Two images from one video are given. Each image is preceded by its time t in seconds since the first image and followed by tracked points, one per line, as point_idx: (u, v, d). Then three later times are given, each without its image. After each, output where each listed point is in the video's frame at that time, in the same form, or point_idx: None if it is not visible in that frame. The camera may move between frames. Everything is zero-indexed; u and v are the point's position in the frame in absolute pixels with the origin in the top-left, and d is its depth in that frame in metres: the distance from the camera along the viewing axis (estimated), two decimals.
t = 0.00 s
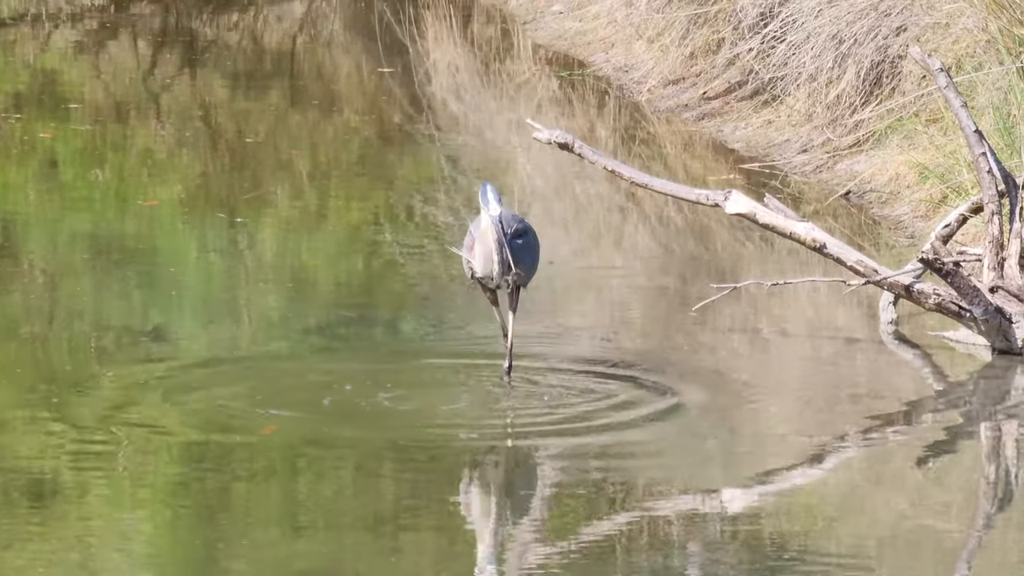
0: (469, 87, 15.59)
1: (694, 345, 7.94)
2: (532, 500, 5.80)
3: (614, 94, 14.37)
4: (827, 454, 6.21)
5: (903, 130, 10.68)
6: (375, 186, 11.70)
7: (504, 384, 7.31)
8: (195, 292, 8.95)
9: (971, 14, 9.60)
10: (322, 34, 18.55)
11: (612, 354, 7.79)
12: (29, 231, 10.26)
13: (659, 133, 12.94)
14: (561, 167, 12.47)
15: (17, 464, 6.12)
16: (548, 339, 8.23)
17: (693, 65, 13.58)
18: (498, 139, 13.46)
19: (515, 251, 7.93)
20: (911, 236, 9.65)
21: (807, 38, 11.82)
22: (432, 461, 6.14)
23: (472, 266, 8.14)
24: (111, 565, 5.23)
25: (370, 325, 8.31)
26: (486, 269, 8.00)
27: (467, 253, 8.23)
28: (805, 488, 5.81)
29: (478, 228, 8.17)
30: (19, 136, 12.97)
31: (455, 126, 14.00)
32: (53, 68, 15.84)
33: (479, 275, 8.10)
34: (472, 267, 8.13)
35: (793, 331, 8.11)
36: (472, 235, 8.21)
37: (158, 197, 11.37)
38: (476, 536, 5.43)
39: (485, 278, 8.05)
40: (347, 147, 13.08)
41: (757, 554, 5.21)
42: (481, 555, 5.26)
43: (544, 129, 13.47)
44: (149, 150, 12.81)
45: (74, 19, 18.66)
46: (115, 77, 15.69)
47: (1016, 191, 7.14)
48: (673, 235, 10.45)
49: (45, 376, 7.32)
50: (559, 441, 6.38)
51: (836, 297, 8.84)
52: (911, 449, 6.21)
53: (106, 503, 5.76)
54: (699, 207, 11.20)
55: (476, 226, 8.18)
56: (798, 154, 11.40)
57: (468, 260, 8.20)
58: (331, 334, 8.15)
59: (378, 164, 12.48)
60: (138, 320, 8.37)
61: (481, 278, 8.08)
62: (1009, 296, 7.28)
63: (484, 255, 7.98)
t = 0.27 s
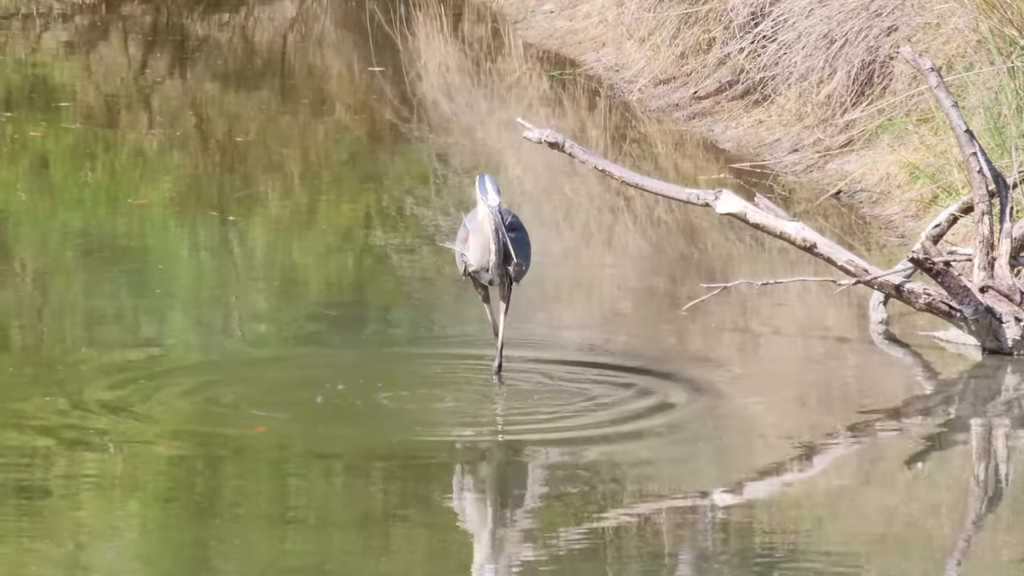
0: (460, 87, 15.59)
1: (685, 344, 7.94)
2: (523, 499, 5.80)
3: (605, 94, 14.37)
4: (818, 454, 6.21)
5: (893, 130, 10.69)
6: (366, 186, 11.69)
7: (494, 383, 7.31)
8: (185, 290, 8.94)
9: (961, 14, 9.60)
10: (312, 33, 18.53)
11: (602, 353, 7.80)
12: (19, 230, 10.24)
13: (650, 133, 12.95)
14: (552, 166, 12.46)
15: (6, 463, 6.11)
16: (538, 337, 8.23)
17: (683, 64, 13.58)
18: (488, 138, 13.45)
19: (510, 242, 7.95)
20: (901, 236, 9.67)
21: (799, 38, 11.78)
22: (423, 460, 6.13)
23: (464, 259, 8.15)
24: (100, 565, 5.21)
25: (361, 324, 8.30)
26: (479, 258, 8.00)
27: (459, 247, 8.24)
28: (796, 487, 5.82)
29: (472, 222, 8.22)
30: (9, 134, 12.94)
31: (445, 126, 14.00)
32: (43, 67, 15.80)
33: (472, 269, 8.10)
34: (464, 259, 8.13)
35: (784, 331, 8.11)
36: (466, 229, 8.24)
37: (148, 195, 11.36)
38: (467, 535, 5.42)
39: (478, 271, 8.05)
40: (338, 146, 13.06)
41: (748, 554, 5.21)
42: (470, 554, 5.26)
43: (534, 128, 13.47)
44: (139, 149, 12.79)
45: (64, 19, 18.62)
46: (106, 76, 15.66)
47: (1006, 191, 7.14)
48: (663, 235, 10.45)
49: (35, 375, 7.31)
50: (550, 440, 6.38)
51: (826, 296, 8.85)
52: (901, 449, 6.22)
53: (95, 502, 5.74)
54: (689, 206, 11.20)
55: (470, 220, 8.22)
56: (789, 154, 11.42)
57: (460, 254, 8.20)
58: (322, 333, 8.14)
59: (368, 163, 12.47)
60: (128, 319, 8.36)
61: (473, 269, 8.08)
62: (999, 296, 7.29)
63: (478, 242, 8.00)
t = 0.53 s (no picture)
0: (451, 86, 15.56)
1: (675, 343, 7.93)
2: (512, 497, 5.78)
3: (596, 93, 14.36)
4: (809, 453, 6.20)
5: (884, 129, 10.67)
6: (356, 184, 11.67)
7: (485, 382, 7.29)
8: (176, 288, 8.91)
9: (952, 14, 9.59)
10: (303, 32, 18.49)
11: (592, 352, 7.78)
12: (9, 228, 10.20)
13: (640, 132, 12.95)
14: (542, 165, 12.46)
15: None
16: (528, 337, 8.21)
17: (674, 63, 13.58)
18: (479, 137, 13.44)
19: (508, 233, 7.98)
20: (892, 236, 9.67)
21: (789, 37, 11.82)
22: (413, 458, 6.12)
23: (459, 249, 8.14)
24: (90, 562, 5.18)
25: (352, 323, 8.28)
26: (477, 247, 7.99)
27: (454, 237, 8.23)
28: (787, 486, 5.81)
29: (470, 211, 8.21)
30: None
31: (436, 124, 13.98)
32: (33, 65, 15.76)
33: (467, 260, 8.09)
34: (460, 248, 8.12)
35: (774, 330, 8.11)
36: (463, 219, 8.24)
37: (138, 193, 11.32)
38: (456, 535, 5.40)
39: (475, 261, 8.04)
40: (329, 145, 13.04)
41: (737, 553, 5.19)
42: (460, 553, 5.23)
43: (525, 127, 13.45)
44: (129, 147, 12.75)
45: (55, 17, 18.57)
46: (95, 74, 15.62)
47: (997, 191, 7.12)
48: (653, 234, 10.44)
49: (25, 373, 7.28)
50: (541, 439, 6.36)
51: (817, 296, 8.84)
52: (890, 449, 6.21)
53: (86, 498, 5.72)
54: (680, 206, 11.19)
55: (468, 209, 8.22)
56: (780, 153, 11.41)
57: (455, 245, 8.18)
58: (314, 331, 8.13)
59: (358, 162, 12.45)
60: (119, 317, 8.33)
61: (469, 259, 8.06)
62: (990, 295, 7.30)
63: (478, 230, 8.00)
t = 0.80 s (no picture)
0: (441, 84, 15.54)
1: (665, 342, 7.92)
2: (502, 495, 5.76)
3: (585, 91, 14.35)
4: (799, 452, 6.19)
5: (874, 127, 10.66)
6: (346, 183, 11.64)
7: (475, 381, 7.28)
8: (166, 287, 8.88)
9: (942, 12, 9.59)
10: (293, 30, 18.46)
11: (582, 350, 7.77)
12: None
13: (630, 131, 12.93)
14: (532, 164, 12.44)
15: None
16: (517, 335, 8.20)
17: (663, 62, 13.56)
18: (468, 135, 13.42)
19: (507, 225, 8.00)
20: (881, 234, 9.67)
21: (779, 35, 11.84)
22: (403, 457, 6.10)
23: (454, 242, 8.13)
24: (79, 561, 5.16)
25: (343, 322, 8.25)
26: (476, 238, 8.00)
27: (449, 230, 8.22)
28: (778, 484, 5.79)
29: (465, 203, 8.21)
30: None
31: (426, 123, 13.96)
32: (23, 63, 15.71)
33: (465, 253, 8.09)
34: (456, 240, 8.11)
35: (764, 329, 8.10)
36: (457, 211, 8.23)
37: (128, 192, 11.29)
38: (447, 533, 5.38)
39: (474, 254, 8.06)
40: (318, 143, 13.01)
41: (728, 551, 5.18)
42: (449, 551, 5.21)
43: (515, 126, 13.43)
44: (118, 145, 12.72)
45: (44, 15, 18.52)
46: (85, 72, 15.57)
47: (986, 190, 7.12)
48: (643, 232, 10.44)
49: (14, 371, 7.25)
50: (530, 437, 6.35)
51: (807, 294, 8.84)
52: (880, 447, 6.20)
53: (75, 497, 5.70)
54: (670, 204, 11.18)
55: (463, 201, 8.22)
56: (769, 152, 11.41)
57: (450, 238, 8.17)
58: (303, 329, 8.10)
59: (348, 160, 12.42)
60: (108, 315, 8.30)
61: (467, 252, 8.06)
62: (979, 294, 7.27)
63: (478, 221, 8.00)
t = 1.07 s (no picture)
0: (427, 85, 15.51)
1: (651, 342, 7.90)
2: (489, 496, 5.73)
3: (570, 91, 14.34)
4: (786, 452, 6.17)
5: (859, 127, 10.64)
6: (332, 183, 11.61)
7: (461, 382, 7.26)
8: (152, 288, 8.84)
9: (927, 11, 9.58)
10: (278, 30, 18.41)
11: (567, 351, 7.75)
12: None
13: (616, 131, 12.94)
14: (518, 164, 12.41)
15: None
16: (503, 335, 8.18)
17: (649, 61, 13.56)
18: (454, 136, 13.38)
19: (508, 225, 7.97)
20: (867, 233, 9.68)
21: (764, 35, 11.82)
22: (391, 458, 6.07)
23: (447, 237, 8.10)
24: (66, 562, 5.12)
25: (330, 322, 8.22)
26: (475, 237, 7.99)
27: (442, 224, 8.19)
28: (766, 484, 5.78)
29: (460, 198, 8.18)
30: None
31: (411, 123, 13.93)
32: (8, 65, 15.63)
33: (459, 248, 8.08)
34: (450, 235, 8.08)
35: (751, 328, 8.09)
36: (452, 205, 8.20)
37: (114, 193, 11.23)
38: (435, 534, 5.35)
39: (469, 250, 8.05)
40: (304, 144, 12.97)
41: (718, 550, 5.16)
42: (438, 551, 5.19)
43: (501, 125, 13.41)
44: (103, 146, 12.67)
45: (29, 16, 18.43)
46: (70, 74, 15.51)
47: (972, 189, 7.12)
48: (629, 232, 10.43)
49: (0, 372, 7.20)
50: (516, 438, 6.33)
51: (793, 293, 8.83)
52: (867, 447, 6.18)
53: (63, 498, 5.66)
54: (656, 203, 11.17)
55: (458, 196, 8.18)
56: (755, 151, 11.41)
57: (442, 233, 8.14)
58: (290, 330, 8.07)
59: (334, 161, 12.39)
60: (94, 317, 8.25)
61: (462, 248, 8.05)
62: (965, 292, 7.25)
63: (479, 219, 7.96)
